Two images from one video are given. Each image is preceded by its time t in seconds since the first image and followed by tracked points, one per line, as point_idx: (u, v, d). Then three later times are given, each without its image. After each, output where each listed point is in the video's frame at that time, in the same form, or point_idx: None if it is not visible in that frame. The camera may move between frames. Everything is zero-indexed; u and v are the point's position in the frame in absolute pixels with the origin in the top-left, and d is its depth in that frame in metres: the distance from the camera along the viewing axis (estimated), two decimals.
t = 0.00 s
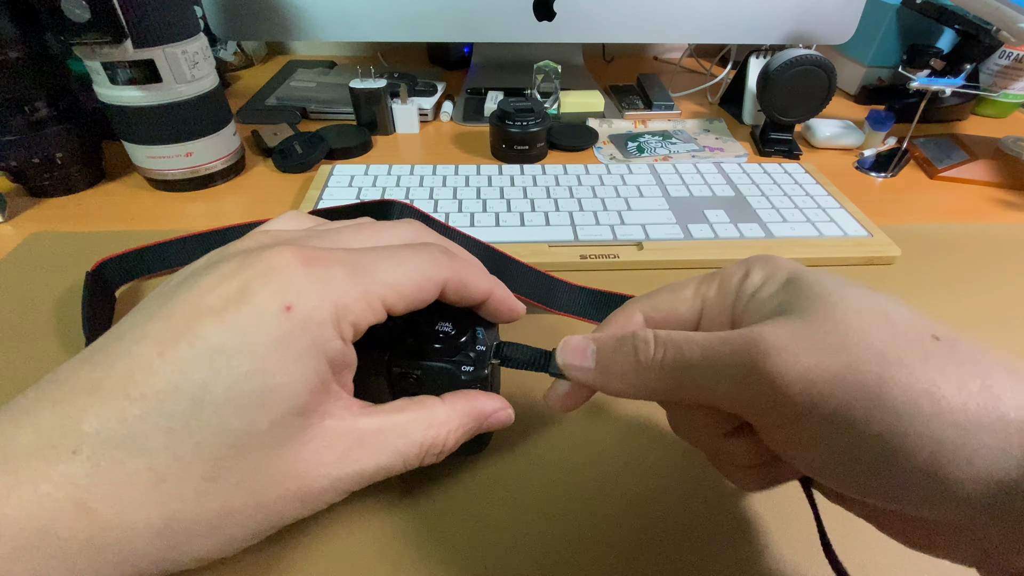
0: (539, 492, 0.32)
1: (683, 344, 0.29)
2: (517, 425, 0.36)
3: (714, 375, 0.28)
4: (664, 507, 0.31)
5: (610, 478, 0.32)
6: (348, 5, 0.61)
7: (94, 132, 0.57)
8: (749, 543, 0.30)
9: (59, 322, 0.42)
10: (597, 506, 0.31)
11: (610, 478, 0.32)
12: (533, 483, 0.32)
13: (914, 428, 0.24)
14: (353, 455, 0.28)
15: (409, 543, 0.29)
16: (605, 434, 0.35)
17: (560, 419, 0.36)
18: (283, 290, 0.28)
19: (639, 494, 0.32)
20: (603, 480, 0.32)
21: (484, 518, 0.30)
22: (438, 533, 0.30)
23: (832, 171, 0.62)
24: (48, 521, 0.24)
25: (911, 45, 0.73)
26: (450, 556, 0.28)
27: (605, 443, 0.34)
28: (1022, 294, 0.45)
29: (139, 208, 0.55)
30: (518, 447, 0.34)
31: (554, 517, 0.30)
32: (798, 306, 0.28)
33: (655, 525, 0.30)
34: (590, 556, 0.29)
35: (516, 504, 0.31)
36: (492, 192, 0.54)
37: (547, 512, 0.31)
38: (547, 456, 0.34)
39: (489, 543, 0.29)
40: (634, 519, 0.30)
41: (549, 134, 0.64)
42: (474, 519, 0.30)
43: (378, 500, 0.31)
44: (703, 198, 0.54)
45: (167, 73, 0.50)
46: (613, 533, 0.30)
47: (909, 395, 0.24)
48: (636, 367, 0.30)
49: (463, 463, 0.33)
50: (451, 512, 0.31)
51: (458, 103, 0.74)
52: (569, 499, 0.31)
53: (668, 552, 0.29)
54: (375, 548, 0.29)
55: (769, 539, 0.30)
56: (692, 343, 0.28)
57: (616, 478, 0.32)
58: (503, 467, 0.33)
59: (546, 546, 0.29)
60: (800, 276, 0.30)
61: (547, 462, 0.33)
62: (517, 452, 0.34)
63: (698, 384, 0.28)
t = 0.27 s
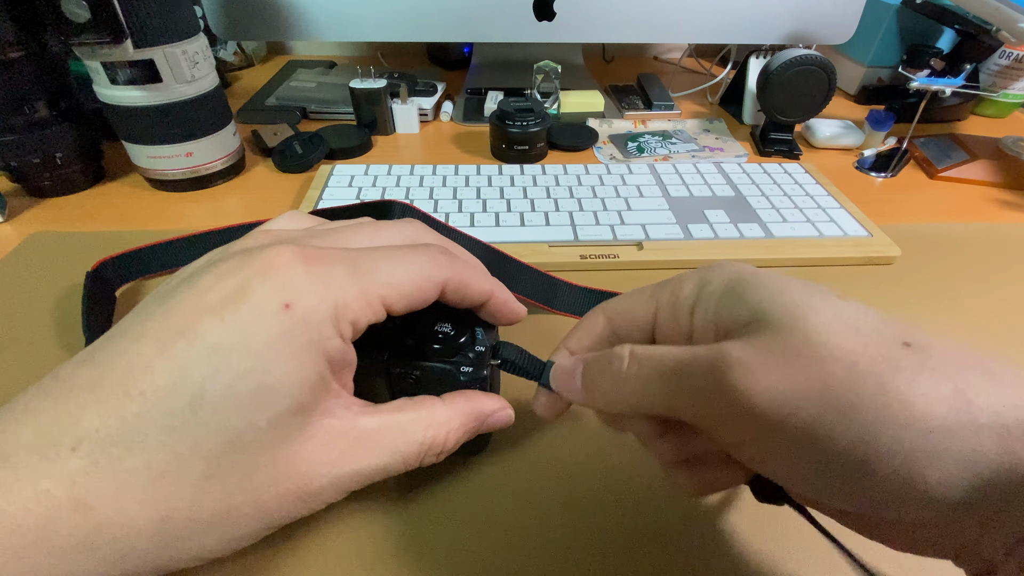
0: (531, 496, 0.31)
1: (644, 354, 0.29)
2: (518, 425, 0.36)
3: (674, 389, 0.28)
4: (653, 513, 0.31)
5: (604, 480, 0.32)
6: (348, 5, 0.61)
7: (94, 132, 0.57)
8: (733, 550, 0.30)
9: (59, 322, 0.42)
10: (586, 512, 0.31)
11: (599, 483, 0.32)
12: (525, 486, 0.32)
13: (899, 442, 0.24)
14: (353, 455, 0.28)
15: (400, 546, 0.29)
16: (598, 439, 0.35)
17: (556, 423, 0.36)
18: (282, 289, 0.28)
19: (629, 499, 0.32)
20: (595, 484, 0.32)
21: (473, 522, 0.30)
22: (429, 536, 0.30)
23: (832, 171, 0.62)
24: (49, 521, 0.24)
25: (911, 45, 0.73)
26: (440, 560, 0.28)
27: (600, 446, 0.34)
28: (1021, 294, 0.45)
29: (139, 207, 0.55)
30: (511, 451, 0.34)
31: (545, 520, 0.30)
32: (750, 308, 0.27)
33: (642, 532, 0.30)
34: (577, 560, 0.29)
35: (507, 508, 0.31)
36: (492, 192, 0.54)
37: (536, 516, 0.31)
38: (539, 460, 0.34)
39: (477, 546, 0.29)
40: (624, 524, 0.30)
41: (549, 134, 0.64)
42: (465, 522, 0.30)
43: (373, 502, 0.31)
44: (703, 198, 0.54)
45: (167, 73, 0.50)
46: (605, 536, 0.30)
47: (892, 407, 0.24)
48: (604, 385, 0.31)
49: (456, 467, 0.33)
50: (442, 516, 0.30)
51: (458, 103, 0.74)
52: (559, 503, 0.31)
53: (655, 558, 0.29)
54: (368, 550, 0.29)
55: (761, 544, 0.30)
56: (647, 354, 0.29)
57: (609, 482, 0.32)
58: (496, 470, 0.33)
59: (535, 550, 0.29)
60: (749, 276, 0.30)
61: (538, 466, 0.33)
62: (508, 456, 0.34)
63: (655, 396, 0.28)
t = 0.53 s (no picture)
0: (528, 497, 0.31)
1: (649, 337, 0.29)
2: (517, 425, 0.36)
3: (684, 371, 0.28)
4: (649, 509, 0.31)
5: (601, 481, 0.32)
6: (348, 6, 0.61)
7: (95, 132, 0.57)
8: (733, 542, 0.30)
9: (59, 322, 0.42)
10: (585, 511, 0.31)
11: (595, 482, 0.32)
12: (522, 486, 0.32)
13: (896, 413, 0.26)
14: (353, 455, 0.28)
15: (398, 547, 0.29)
16: (592, 438, 0.35)
17: (550, 424, 0.36)
18: (276, 289, 0.28)
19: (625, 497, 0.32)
20: (591, 484, 0.32)
21: (471, 522, 0.30)
22: (427, 536, 0.30)
23: (832, 171, 0.62)
24: (48, 520, 0.24)
25: (911, 45, 0.73)
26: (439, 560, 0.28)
27: (595, 446, 0.34)
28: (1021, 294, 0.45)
29: (139, 207, 0.55)
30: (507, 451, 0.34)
31: (542, 521, 0.30)
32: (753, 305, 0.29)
33: (644, 529, 0.30)
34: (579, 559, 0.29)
35: (504, 508, 0.31)
36: (492, 191, 0.54)
37: (535, 515, 0.31)
38: (534, 460, 0.34)
39: (478, 546, 0.29)
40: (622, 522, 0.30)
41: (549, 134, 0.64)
42: (462, 522, 0.30)
43: (369, 504, 0.31)
44: (703, 198, 0.54)
45: (166, 73, 0.50)
46: (602, 537, 0.30)
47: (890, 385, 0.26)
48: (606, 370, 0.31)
49: (452, 467, 0.33)
50: (439, 517, 0.30)
51: (458, 103, 0.74)
52: (555, 503, 0.31)
53: (654, 554, 0.29)
54: (365, 552, 0.29)
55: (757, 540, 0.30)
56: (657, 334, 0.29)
57: (604, 482, 0.32)
58: (493, 471, 0.33)
59: (534, 550, 0.29)
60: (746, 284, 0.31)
61: (535, 465, 0.33)
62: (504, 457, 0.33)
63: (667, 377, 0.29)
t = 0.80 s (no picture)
0: (528, 495, 0.32)
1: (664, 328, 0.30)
2: (516, 424, 0.36)
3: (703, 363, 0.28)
4: (656, 509, 0.31)
5: (601, 481, 0.32)
6: (348, 6, 0.61)
7: (95, 132, 0.57)
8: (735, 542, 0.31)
9: (58, 322, 0.42)
10: (586, 508, 0.31)
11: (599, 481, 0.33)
12: (521, 482, 0.32)
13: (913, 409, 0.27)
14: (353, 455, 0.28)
15: (398, 546, 0.29)
16: (593, 437, 0.35)
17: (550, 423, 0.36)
18: (274, 288, 0.28)
19: (626, 495, 0.32)
20: (592, 484, 0.32)
21: (474, 520, 0.30)
22: (428, 535, 0.30)
23: (832, 171, 0.62)
24: (47, 521, 0.24)
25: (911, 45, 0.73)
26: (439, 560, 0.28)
27: (593, 448, 0.34)
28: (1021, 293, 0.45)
29: (139, 207, 0.55)
30: (506, 450, 0.34)
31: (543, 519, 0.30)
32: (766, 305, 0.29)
33: (648, 529, 0.30)
34: (582, 556, 0.29)
35: (504, 504, 0.31)
36: (492, 192, 0.54)
37: (535, 510, 0.31)
38: (536, 458, 0.34)
39: (479, 543, 0.29)
40: (622, 522, 0.31)
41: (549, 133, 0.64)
42: (463, 520, 0.30)
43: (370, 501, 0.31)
44: (703, 198, 0.54)
45: (166, 73, 0.50)
46: (604, 536, 0.30)
47: (907, 381, 0.27)
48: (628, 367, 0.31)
49: (453, 465, 0.33)
50: (439, 515, 0.30)
51: (458, 103, 0.74)
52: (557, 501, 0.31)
53: (658, 554, 0.29)
54: (365, 550, 0.29)
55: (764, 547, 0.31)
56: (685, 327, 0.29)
57: (606, 481, 0.32)
58: (493, 472, 0.33)
59: (534, 549, 0.29)
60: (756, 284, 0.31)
61: (540, 464, 0.33)
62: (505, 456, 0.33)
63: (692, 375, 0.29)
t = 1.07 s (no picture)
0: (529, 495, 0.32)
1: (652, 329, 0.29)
2: (517, 425, 0.36)
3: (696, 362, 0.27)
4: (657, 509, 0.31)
5: (602, 482, 0.32)
6: (349, 6, 0.61)
7: (95, 132, 0.57)
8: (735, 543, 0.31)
9: (59, 322, 0.42)
10: (586, 508, 0.31)
11: (599, 481, 0.33)
12: (522, 482, 0.32)
13: (923, 416, 0.25)
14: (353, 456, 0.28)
15: (399, 546, 0.29)
16: (594, 438, 0.35)
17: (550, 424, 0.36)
18: (273, 289, 0.28)
19: (627, 495, 0.32)
20: (593, 484, 0.32)
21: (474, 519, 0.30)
22: (428, 534, 0.30)
23: (832, 171, 0.62)
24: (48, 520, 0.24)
25: (911, 45, 0.73)
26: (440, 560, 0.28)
27: (593, 448, 0.34)
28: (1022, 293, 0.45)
29: (139, 207, 0.55)
30: (507, 450, 0.34)
31: (544, 518, 0.30)
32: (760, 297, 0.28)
33: (649, 528, 0.30)
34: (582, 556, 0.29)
35: (505, 505, 0.31)
36: (492, 191, 0.54)
37: (536, 510, 0.31)
38: (537, 458, 0.34)
39: (479, 543, 0.29)
40: (622, 523, 0.30)
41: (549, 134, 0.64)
42: (463, 520, 0.30)
43: (371, 502, 0.31)
44: (703, 198, 0.54)
45: (167, 73, 0.50)
46: (604, 537, 0.30)
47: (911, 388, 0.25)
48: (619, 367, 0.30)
49: (454, 465, 0.33)
50: (440, 515, 0.30)
51: (458, 103, 0.74)
52: (557, 501, 0.31)
53: (657, 555, 0.29)
54: (366, 552, 0.29)
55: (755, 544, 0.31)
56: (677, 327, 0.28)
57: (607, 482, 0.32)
58: (494, 472, 0.33)
59: (533, 551, 0.29)
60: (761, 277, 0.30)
61: (541, 464, 0.33)
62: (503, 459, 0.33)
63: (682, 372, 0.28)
